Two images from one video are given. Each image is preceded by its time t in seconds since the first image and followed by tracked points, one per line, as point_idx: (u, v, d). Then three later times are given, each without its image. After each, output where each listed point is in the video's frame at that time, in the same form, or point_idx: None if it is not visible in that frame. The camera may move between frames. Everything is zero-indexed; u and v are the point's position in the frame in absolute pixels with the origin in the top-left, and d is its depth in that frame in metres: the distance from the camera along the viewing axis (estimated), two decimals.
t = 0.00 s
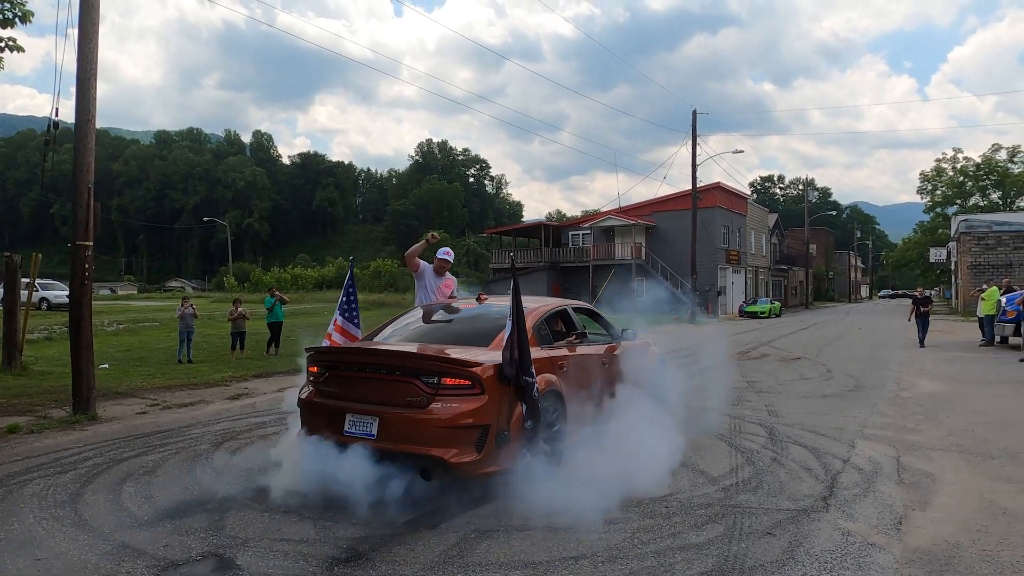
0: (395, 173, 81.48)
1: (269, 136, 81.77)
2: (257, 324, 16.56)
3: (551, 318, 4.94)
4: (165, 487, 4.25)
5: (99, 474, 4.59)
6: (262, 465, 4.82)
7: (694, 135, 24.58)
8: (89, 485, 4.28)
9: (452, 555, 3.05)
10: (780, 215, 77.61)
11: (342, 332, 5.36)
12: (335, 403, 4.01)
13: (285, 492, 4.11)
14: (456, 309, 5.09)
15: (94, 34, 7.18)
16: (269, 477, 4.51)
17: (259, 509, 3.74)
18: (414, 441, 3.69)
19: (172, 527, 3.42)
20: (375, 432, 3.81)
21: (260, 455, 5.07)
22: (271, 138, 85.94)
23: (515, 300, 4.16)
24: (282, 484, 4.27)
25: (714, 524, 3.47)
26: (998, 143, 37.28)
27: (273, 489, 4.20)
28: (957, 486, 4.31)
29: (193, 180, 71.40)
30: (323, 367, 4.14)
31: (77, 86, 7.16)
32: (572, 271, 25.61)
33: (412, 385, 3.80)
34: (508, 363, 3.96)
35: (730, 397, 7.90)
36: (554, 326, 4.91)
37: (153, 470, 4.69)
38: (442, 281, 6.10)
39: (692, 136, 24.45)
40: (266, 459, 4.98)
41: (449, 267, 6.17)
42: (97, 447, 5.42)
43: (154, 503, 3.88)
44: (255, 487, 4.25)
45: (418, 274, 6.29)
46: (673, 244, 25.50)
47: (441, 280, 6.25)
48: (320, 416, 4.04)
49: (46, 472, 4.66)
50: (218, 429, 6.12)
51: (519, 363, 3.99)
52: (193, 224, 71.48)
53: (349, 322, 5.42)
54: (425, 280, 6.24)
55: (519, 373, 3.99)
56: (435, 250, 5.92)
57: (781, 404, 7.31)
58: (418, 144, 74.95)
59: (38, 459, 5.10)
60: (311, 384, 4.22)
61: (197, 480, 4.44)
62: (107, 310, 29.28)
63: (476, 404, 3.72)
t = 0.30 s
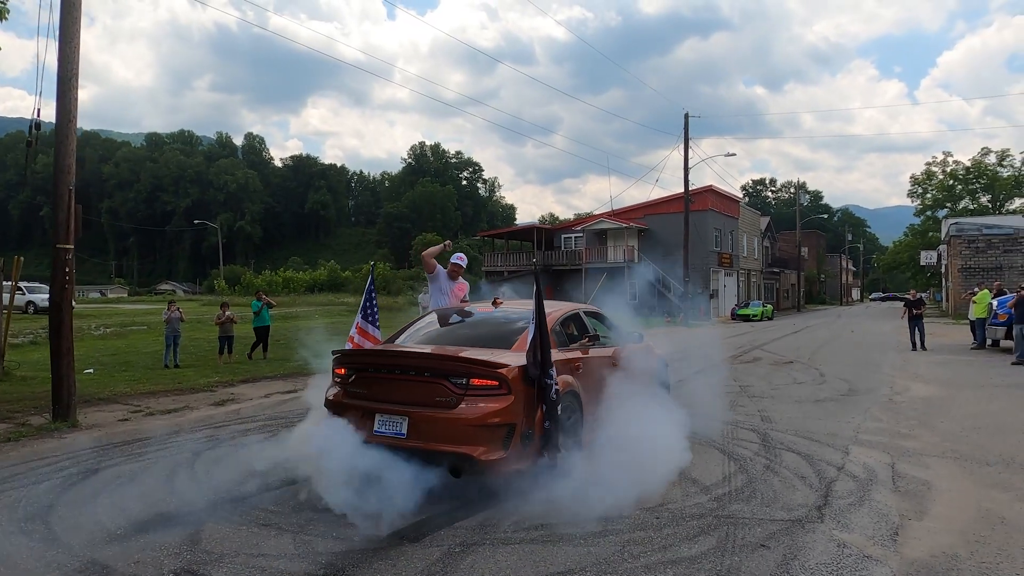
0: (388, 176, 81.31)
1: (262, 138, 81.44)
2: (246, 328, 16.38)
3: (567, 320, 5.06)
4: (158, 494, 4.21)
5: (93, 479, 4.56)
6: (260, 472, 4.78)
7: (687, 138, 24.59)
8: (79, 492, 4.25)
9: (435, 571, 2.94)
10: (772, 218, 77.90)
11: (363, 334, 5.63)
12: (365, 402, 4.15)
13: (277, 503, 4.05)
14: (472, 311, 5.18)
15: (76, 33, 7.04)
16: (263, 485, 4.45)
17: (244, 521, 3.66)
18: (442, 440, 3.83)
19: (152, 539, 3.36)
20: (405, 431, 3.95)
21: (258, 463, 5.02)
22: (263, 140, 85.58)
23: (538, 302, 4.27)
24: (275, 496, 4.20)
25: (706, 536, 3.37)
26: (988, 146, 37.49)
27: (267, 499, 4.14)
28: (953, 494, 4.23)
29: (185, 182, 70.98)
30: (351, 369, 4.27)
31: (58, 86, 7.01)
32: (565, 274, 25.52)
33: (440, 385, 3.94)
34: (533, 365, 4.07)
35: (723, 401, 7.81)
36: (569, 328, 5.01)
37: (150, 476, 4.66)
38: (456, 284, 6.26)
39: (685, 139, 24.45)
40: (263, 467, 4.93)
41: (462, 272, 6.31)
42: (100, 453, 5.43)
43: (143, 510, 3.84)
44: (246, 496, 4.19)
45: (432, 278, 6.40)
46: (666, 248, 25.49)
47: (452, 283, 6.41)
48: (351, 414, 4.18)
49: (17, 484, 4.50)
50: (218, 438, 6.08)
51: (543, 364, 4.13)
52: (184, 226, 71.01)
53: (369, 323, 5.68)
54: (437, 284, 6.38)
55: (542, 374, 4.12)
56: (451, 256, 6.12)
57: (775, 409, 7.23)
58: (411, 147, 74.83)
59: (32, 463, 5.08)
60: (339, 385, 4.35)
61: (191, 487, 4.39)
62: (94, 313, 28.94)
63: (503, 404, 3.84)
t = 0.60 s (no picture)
0: (384, 177, 81.11)
1: (257, 139, 81.18)
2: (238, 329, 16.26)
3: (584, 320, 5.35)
4: (170, 494, 4.24)
5: (103, 479, 4.59)
6: (271, 467, 4.81)
7: (682, 139, 24.59)
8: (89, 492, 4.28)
9: None
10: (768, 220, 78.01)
11: (390, 331, 5.86)
12: (401, 398, 4.39)
13: (292, 502, 4.09)
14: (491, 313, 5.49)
15: (60, 31, 6.94)
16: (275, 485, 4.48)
17: (257, 523, 3.67)
18: (477, 433, 4.09)
19: (164, 540, 3.37)
20: (439, 425, 4.20)
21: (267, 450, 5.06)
22: (258, 142, 85.36)
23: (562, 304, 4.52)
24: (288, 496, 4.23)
25: (696, 545, 3.29)
26: (983, 148, 37.52)
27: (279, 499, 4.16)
28: (947, 500, 4.15)
29: (179, 183, 70.68)
30: (384, 367, 4.51)
31: (42, 85, 6.90)
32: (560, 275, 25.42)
33: (474, 382, 4.19)
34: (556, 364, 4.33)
35: (718, 404, 7.75)
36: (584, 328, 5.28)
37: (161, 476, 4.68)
38: (473, 286, 6.36)
39: (680, 141, 24.43)
40: (272, 458, 4.96)
41: (478, 275, 6.41)
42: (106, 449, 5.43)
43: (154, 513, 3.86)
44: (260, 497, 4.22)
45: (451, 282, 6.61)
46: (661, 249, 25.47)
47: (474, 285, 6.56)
48: (386, 409, 4.42)
49: None
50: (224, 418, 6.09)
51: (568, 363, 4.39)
52: (178, 228, 70.70)
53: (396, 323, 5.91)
54: (457, 287, 6.57)
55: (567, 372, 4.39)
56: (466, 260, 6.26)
57: (768, 413, 7.15)
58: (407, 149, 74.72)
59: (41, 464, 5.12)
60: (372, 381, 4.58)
61: (202, 486, 4.43)
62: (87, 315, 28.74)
63: (532, 399, 4.09)
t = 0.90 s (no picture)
0: (378, 179, 80.88)
1: (250, 140, 80.83)
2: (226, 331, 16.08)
3: (592, 321, 5.68)
4: (201, 485, 4.44)
5: (137, 473, 4.81)
6: (300, 455, 5.02)
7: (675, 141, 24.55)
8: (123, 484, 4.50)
9: None
10: (762, 222, 78.18)
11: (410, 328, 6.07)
12: (423, 393, 4.69)
13: (297, 500, 4.16)
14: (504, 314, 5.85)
15: (38, 28, 6.82)
16: (303, 474, 4.69)
17: (281, 513, 3.87)
18: (494, 424, 4.42)
19: (194, 528, 3.57)
20: (458, 417, 4.53)
21: (297, 440, 5.25)
22: (252, 143, 84.95)
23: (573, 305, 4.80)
24: (314, 486, 4.43)
25: (677, 552, 3.21)
26: (975, 151, 37.65)
27: (304, 490, 4.36)
28: (935, 506, 4.08)
29: (172, 184, 70.27)
30: (406, 363, 4.82)
31: (19, 82, 6.77)
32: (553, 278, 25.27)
33: (491, 376, 4.50)
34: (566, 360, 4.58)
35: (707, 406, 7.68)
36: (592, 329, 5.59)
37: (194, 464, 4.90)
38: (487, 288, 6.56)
39: (673, 143, 24.41)
40: (301, 447, 5.15)
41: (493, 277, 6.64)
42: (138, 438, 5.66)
43: (184, 503, 4.06)
44: (286, 486, 4.42)
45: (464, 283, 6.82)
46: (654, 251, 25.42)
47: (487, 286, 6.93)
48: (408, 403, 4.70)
49: None
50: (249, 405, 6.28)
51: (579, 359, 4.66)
52: (171, 229, 70.27)
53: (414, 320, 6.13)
54: (472, 288, 6.95)
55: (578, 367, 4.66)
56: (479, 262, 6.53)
57: (758, 416, 7.07)
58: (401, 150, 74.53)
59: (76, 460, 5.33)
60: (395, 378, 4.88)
61: (230, 476, 4.63)
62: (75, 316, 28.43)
63: (546, 393, 4.39)
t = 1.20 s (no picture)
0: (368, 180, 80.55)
1: (239, 140, 80.25)
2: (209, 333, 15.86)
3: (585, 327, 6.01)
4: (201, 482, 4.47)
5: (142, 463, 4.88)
6: (308, 449, 5.06)
7: (663, 144, 24.57)
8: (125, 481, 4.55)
9: None
10: (751, 225, 78.51)
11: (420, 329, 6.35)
12: (432, 388, 4.99)
13: (266, 509, 3.97)
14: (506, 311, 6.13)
15: (8, 23, 6.65)
16: (307, 470, 4.73)
17: (270, 512, 3.88)
18: (500, 417, 4.74)
19: (177, 530, 3.57)
20: (467, 411, 4.83)
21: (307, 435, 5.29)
22: (241, 143, 84.36)
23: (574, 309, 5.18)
24: (316, 486, 4.46)
25: (650, 564, 3.12)
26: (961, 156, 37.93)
27: (301, 488, 4.38)
28: (915, 514, 4.01)
29: (160, 184, 69.63)
30: (417, 361, 5.13)
31: None
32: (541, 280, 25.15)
33: (497, 373, 4.82)
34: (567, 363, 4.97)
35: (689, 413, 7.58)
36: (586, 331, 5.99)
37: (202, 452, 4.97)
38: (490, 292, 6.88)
39: (661, 146, 24.43)
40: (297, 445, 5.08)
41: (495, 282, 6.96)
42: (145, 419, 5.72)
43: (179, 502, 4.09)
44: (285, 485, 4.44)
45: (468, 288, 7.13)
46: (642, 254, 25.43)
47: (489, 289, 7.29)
48: (419, 399, 5.00)
49: None
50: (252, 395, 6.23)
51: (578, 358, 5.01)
52: (158, 229, 69.64)
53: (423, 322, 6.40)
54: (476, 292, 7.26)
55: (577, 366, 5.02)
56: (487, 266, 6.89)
57: (740, 420, 7.00)
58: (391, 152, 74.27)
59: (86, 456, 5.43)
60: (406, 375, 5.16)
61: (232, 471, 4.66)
62: (58, 317, 28.05)
63: (549, 389, 4.75)
